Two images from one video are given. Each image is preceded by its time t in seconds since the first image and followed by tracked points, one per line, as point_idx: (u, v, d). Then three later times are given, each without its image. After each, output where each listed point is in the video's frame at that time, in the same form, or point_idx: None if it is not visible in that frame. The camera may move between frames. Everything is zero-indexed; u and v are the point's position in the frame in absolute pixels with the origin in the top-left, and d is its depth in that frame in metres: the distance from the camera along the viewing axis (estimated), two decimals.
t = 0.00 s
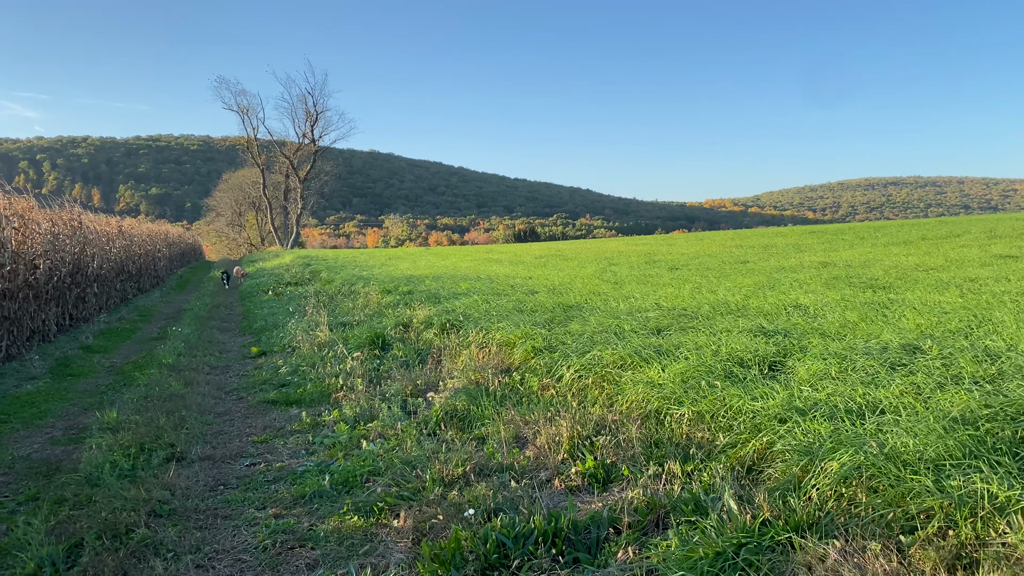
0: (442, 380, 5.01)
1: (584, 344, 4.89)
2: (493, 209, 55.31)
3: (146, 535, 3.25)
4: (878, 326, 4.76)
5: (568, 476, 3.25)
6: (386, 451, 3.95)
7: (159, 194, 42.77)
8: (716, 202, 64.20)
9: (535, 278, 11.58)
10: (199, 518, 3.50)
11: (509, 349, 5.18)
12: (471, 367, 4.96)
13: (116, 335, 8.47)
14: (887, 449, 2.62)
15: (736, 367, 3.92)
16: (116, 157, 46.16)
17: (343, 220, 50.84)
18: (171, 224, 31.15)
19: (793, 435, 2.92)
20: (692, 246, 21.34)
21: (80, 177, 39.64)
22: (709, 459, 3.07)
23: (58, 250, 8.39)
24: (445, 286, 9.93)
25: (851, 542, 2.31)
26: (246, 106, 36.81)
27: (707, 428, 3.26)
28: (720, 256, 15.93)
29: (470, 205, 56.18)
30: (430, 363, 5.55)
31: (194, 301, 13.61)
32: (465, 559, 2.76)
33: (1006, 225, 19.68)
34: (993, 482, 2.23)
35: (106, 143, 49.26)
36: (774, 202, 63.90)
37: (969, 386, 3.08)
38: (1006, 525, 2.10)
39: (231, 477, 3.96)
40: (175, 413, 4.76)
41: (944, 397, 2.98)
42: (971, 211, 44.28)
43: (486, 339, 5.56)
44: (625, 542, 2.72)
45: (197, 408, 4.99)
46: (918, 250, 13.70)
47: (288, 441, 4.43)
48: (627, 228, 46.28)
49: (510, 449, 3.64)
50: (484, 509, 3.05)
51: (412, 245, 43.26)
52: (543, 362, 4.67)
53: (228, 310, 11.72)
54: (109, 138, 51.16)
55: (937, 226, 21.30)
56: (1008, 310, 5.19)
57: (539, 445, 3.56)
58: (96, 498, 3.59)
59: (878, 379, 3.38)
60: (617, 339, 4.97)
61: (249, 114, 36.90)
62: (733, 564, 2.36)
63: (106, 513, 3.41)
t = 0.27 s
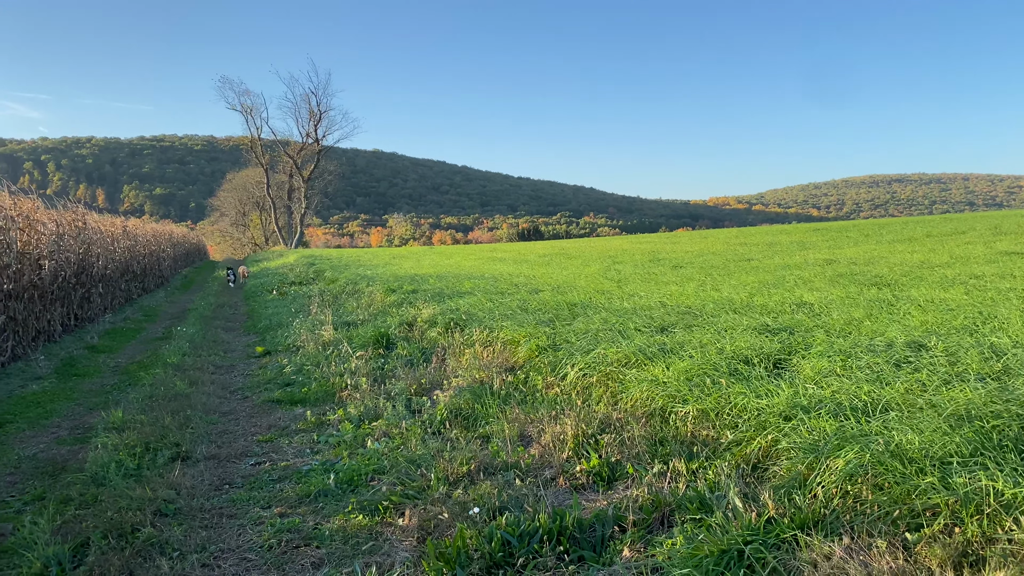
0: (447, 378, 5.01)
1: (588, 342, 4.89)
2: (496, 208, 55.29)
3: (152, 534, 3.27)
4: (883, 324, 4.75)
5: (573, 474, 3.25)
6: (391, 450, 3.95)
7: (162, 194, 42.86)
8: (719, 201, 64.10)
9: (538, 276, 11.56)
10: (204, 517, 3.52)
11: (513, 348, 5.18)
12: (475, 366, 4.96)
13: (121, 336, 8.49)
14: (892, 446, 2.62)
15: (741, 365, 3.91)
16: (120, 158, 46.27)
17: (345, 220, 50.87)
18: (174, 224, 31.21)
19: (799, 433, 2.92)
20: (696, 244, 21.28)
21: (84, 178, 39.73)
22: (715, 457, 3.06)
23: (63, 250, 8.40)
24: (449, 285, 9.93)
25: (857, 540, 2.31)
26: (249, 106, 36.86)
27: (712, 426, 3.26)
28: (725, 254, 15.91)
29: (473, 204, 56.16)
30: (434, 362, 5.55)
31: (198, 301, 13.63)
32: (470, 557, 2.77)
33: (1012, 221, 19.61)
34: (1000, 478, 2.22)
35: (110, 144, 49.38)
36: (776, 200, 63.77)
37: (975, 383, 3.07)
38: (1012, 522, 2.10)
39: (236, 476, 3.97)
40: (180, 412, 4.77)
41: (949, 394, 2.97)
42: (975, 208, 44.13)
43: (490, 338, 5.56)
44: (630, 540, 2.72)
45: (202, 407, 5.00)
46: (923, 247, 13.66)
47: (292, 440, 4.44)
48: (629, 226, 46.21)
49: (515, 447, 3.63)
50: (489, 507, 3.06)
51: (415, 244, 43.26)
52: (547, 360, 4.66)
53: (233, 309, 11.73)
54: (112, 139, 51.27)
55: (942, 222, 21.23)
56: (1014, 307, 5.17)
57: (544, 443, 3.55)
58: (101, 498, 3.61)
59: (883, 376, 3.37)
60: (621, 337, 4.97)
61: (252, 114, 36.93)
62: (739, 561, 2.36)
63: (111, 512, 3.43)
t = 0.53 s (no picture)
0: (454, 376, 5.02)
1: (595, 340, 4.89)
2: (501, 207, 55.33)
3: (160, 533, 3.29)
4: (891, 320, 4.73)
5: (581, 471, 3.25)
6: (398, 448, 3.96)
7: (169, 194, 43.10)
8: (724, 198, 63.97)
9: (544, 275, 11.56)
10: (213, 516, 3.54)
11: (520, 346, 5.18)
12: (482, 364, 4.96)
13: (129, 336, 8.53)
14: (901, 443, 2.61)
15: (749, 362, 3.91)
16: (127, 158, 46.55)
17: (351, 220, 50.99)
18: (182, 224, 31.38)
19: (807, 430, 2.92)
20: (704, 241, 21.27)
21: (92, 178, 39.92)
22: (722, 455, 3.06)
23: (71, 250, 8.45)
24: (455, 284, 9.94)
25: (866, 537, 2.30)
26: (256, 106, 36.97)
27: (720, 423, 3.25)
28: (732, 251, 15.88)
29: (479, 203, 56.20)
30: (441, 361, 5.56)
31: (206, 300, 13.70)
32: (478, 555, 2.78)
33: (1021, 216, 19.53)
34: (1010, 475, 2.21)
35: (117, 145, 49.68)
36: (779, 198, 63.71)
37: (983, 379, 3.06)
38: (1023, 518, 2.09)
39: (245, 475, 3.98)
40: (188, 412, 4.79)
41: (958, 390, 2.96)
42: (983, 204, 43.93)
43: (497, 336, 5.56)
44: (638, 538, 2.72)
45: (210, 407, 5.02)
46: (931, 243, 13.61)
47: (301, 439, 4.45)
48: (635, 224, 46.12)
49: (522, 445, 3.63)
50: (497, 506, 3.06)
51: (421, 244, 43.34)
52: (554, 358, 4.67)
53: (241, 309, 11.78)
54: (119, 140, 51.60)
55: (949, 218, 21.15)
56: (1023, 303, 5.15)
57: (552, 441, 3.56)
58: (110, 497, 3.64)
59: (891, 372, 3.36)
60: (628, 335, 4.96)
61: (259, 114, 37.03)
62: (747, 559, 2.36)
63: (120, 511, 3.46)
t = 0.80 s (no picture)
0: (464, 375, 5.03)
1: (605, 338, 4.89)
2: (509, 205, 55.40)
3: (174, 532, 3.33)
4: (902, 316, 4.71)
5: (592, 469, 3.26)
6: (409, 447, 3.99)
7: (179, 194, 43.45)
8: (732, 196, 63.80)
9: (554, 273, 11.57)
10: (225, 515, 3.58)
11: (529, 345, 5.19)
12: (492, 363, 4.97)
13: (141, 336, 8.61)
14: (913, 440, 2.60)
15: (759, 359, 3.90)
16: (137, 159, 46.96)
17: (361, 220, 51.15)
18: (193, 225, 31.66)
19: (818, 427, 2.91)
20: (715, 239, 21.21)
21: (103, 180, 40.27)
22: (733, 452, 3.06)
23: (83, 251, 8.54)
24: (465, 283, 9.96)
25: (879, 534, 2.30)
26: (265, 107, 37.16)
27: (731, 421, 3.25)
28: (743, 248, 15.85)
29: (488, 202, 56.30)
30: (451, 359, 5.57)
31: (217, 300, 13.81)
32: (490, 553, 2.81)
33: None
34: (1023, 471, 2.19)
35: (127, 146, 50.14)
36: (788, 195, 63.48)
37: (996, 375, 3.04)
38: None
39: (257, 474, 4.02)
40: (200, 411, 4.83)
41: (971, 387, 2.94)
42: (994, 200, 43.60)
43: (507, 334, 5.57)
44: (649, 535, 2.73)
45: (222, 406, 5.06)
46: (944, 239, 13.53)
47: (312, 438, 4.48)
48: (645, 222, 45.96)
49: (532, 444, 3.64)
50: (508, 503, 3.08)
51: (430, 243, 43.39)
52: (564, 357, 4.67)
53: (252, 308, 11.86)
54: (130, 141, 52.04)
55: (963, 214, 21.01)
56: None
57: (562, 439, 3.56)
58: (124, 496, 3.69)
59: (903, 369, 3.35)
60: (638, 333, 4.97)
61: (268, 115, 37.22)
62: (759, 556, 2.36)
63: (134, 510, 3.49)
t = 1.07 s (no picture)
0: (479, 374, 5.04)
1: (621, 337, 4.88)
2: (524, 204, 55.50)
3: (190, 532, 3.36)
4: (923, 314, 4.66)
5: (608, 469, 3.25)
6: (424, 446, 3.99)
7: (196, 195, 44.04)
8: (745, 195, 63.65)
9: (567, 273, 11.55)
10: (241, 514, 3.60)
11: (545, 344, 5.18)
12: (507, 362, 4.97)
13: (157, 336, 8.72)
14: (934, 438, 2.56)
15: (777, 358, 3.87)
16: (154, 161, 47.56)
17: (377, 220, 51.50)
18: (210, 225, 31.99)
19: (837, 426, 2.89)
20: (731, 237, 21.12)
21: (121, 182, 40.80)
22: (751, 451, 3.03)
23: (101, 252, 8.66)
24: (479, 283, 9.97)
25: (900, 534, 2.27)
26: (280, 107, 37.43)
27: (748, 420, 3.23)
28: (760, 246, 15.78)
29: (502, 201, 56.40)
30: (466, 359, 5.57)
31: (232, 301, 13.95)
32: (506, 553, 2.82)
33: None
34: None
35: (143, 149, 50.79)
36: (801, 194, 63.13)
37: (1020, 373, 2.99)
38: None
39: (273, 473, 4.04)
40: (217, 411, 4.86)
41: (994, 385, 2.90)
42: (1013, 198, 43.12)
43: (522, 334, 5.57)
44: (666, 535, 2.72)
45: (238, 406, 5.09)
46: (964, 236, 13.39)
47: (328, 437, 4.49)
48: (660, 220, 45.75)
49: (548, 443, 3.63)
50: (524, 503, 3.07)
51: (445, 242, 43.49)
52: (579, 356, 4.66)
53: (267, 309, 11.96)
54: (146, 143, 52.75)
55: (983, 211, 20.78)
56: None
57: (578, 438, 3.55)
58: (141, 495, 3.74)
59: (923, 368, 3.31)
60: (655, 332, 4.94)
61: (283, 116, 37.51)
62: (778, 556, 2.35)
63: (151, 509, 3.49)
